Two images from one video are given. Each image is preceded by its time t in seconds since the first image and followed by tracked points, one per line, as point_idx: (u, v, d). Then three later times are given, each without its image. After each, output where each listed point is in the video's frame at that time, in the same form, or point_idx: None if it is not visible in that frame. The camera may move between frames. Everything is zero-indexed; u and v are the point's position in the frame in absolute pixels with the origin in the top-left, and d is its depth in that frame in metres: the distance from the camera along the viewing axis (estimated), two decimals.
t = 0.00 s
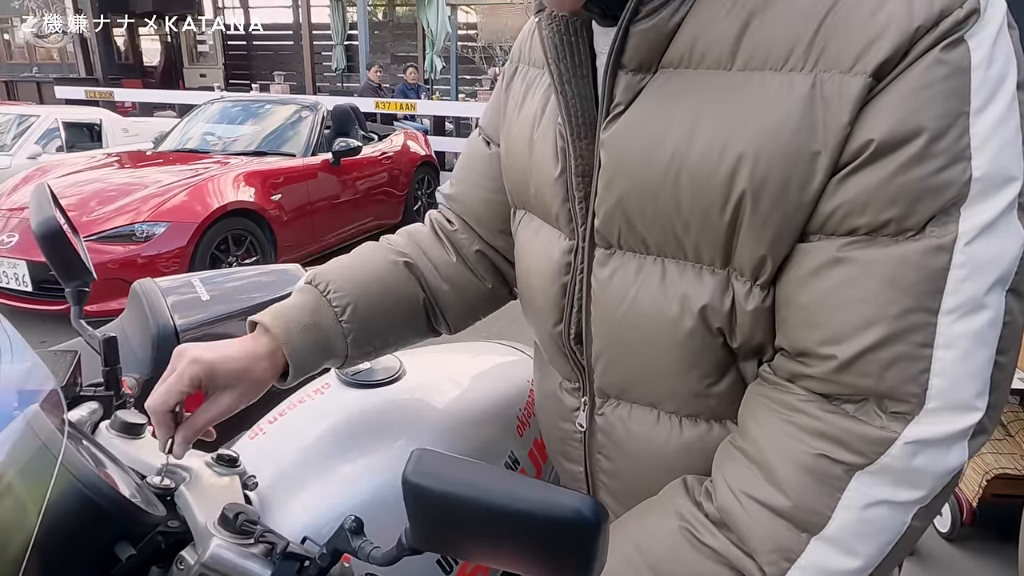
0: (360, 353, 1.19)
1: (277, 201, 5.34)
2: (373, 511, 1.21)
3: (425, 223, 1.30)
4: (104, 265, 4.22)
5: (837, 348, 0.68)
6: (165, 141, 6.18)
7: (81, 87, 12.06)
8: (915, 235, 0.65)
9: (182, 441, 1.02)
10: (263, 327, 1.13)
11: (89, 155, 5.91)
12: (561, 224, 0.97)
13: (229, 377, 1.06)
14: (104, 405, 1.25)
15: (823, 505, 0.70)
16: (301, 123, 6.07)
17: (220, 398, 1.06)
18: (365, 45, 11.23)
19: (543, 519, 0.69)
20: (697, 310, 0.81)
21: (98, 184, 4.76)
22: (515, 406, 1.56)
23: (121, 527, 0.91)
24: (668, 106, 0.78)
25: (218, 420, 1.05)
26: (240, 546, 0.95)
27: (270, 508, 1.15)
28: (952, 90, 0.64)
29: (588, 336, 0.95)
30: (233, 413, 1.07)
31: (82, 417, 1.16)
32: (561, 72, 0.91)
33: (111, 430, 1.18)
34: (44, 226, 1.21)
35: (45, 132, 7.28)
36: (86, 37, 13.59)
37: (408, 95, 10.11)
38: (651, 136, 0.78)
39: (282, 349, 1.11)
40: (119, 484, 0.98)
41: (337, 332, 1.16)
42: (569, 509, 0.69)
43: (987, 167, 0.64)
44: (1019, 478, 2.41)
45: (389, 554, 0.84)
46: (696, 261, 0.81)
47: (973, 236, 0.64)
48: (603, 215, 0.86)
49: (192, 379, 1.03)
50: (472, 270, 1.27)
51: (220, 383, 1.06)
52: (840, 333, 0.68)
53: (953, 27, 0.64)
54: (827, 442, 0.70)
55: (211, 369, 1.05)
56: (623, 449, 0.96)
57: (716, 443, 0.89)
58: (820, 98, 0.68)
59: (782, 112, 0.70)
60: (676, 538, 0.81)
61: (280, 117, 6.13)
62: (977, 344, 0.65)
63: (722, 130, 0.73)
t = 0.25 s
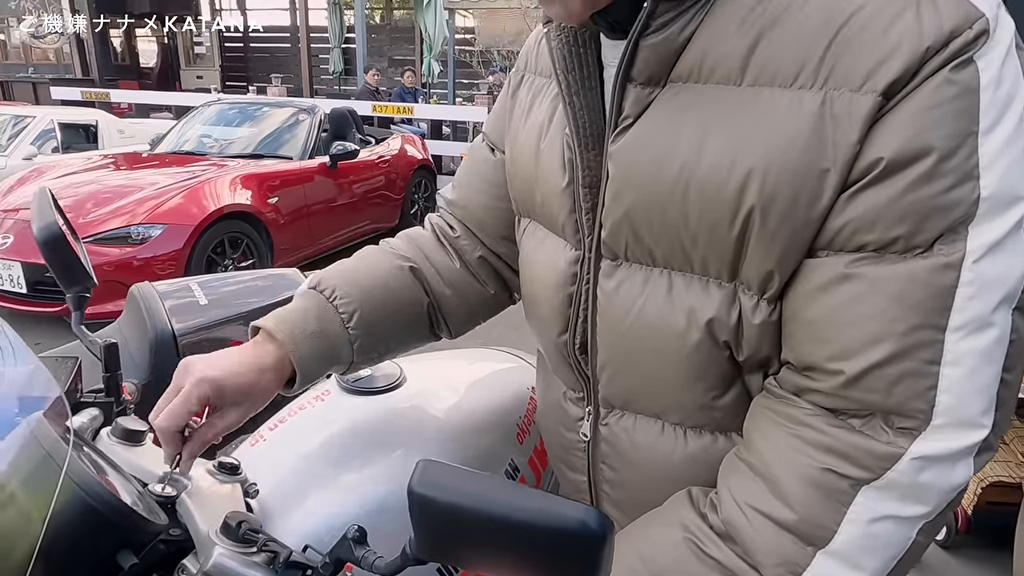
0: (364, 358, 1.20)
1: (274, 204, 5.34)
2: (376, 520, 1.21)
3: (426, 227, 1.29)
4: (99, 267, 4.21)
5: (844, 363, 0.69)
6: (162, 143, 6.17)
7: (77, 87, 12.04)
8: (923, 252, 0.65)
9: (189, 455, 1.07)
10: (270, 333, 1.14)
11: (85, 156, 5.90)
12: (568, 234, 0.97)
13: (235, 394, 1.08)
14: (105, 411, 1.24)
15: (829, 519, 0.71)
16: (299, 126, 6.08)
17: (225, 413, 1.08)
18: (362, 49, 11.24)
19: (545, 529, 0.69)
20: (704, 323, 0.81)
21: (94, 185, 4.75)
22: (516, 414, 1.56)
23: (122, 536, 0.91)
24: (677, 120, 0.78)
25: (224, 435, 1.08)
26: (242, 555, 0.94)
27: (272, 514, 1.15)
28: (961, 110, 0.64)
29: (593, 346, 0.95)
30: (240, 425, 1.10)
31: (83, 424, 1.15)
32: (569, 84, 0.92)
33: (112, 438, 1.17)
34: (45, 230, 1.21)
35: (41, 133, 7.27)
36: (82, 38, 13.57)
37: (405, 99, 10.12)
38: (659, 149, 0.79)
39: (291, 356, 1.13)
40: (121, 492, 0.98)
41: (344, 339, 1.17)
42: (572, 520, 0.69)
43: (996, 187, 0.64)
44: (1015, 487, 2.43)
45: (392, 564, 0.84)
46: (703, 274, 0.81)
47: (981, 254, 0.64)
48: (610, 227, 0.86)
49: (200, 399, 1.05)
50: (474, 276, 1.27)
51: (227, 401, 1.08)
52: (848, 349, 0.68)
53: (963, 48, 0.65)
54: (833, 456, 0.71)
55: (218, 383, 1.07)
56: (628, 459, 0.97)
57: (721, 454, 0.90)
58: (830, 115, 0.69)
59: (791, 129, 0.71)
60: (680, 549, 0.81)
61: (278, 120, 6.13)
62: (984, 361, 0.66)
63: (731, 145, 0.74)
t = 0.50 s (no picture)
0: (366, 372, 1.19)
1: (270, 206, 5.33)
2: (384, 532, 1.21)
3: (425, 233, 1.30)
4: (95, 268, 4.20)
5: (861, 385, 0.69)
6: (158, 143, 6.15)
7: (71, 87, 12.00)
8: (940, 276, 0.66)
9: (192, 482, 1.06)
10: (270, 349, 1.11)
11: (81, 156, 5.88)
12: (580, 247, 0.98)
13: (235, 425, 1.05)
14: (110, 421, 1.25)
15: (844, 539, 0.71)
16: (296, 128, 6.07)
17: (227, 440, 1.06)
18: (359, 50, 11.24)
19: (549, 546, 0.69)
20: (718, 340, 0.82)
21: (89, 186, 4.73)
22: (520, 424, 1.57)
23: (132, 550, 0.92)
24: (694, 138, 0.79)
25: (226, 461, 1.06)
26: (252, 569, 0.95)
27: (280, 526, 1.13)
28: (979, 137, 0.65)
29: (605, 360, 0.96)
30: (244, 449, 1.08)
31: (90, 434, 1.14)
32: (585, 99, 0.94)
33: (118, 448, 1.16)
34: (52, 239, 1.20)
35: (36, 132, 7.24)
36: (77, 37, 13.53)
37: (401, 101, 10.12)
38: (676, 168, 0.80)
39: (294, 373, 1.10)
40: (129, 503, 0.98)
41: (349, 354, 1.15)
42: (577, 536, 0.70)
43: (1013, 213, 0.65)
44: (1012, 495, 2.44)
45: None
46: (717, 292, 0.82)
47: (997, 279, 0.65)
48: (625, 242, 0.87)
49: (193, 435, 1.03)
50: (477, 283, 1.28)
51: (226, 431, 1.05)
52: (864, 370, 0.69)
53: (982, 75, 0.65)
54: (848, 476, 0.71)
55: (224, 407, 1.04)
56: (638, 472, 0.97)
57: (732, 469, 0.90)
58: (848, 138, 0.70)
59: (809, 151, 0.71)
60: (693, 566, 0.81)
61: (275, 122, 6.12)
62: (1000, 385, 0.66)
63: (749, 165, 0.75)
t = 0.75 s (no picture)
0: (367, 386, 1.18)
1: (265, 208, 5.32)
2: (387, 542, 1.22)
3: (427, 242, 1.29)
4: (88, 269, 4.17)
5: (874, 405, 0.69)
6: (152, 143, 6.12)
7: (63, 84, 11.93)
8: (954, 298, 0.66)
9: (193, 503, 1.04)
10: (269, 366, 1.09)
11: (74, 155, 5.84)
12: (590, 260, 0.98)
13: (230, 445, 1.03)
14: (113, 432, 1.25)
15: (855, 557, 0.71)
16: (291, 130, 6.05)
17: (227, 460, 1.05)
18: (353, 51, 11.21)
19: (552, 564, 0.69)
20: (730, 357, 0.82)
21: (82, 187, 4.71)
22: (522, 434, 1.57)
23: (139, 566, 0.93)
24: (709, 156, 0.80)
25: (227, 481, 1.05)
26: None
27: (284, 539, 1.13)
28: (994, 162, 0.65)
29: (614, 374, 0.96)
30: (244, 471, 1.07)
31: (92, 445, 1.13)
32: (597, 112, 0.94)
33: (121, 460, 1.15)
34: (54, 249, 1.21)
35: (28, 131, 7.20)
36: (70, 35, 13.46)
37: (396, 102, 10.11)
38: (690, 185, 0.80)
39: (294, 390, 1.08)
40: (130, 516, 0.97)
41: (351, 369, 1.14)
42: (580, 551, 0.70)
43: None
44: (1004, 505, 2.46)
45: None
46: (729, 308, 0.82)
47: (1011, 303, 0.65)
48: (637, 258, 0.87)
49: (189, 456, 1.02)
50: (480, 293, 1.27)
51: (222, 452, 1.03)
52: (878, 391, 0.69)
53: (997, 101, 0.66)
54: (860, 495, 0.71)
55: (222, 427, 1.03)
56: (645, 485, 0.98)
57: (740, 485, 0.91)
58: (865, 159, 0.70)
59: (824, 171, 0.72)
60: None
61: (270, 123, 6.10)
62: (1012, 407, 0.67)
63: (765, 185, 0.75)
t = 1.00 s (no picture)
0: (375, 394, 1.19)
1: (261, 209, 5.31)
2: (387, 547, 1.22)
3: (437, 253, 1.31)
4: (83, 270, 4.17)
5: (878, 411, 0.70)
6: (148, 144, 6.11)
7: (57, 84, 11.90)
8: (956, 307, 0.67)
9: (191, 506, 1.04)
10: (277, 373, 1.11)
11: (70, 155, 5.83)
12: (596, 266, 0.99)
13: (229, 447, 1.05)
14: (114, 436, 1.24)
15: (858, 562, 0.72)
16: (288, 131, 6.05)
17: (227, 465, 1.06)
18: (349, 53, 11.21)
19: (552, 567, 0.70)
20: (735, 363, 0.84)
21: (76, 187, 4.69)
22: (523, 438, 1.58)
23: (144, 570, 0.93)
24: (716, 166, 0.81)
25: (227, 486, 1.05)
26: None
27: (287, 544, 1.12)
28: (997, 173, 0.66)
29: (618, 379, 0.97)
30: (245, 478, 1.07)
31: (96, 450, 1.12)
32: (604, 120, 0.96)
33: (124, 464, 1.13)
34: (56, 251, 1.21)
35: (22, 131, 7.18)
36: (65, 34, 13.43)
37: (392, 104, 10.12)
38: (697, 194, 0.82)
39: (300, 397, 1.10)
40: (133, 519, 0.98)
41: (357, 377, 1.16)
42: (582, 558, 0.71)
43: None
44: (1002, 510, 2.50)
45: None
46: (734, 315, 0.83)
47: (1012, 312, 0.66)
48: (643, 265, 0.88)
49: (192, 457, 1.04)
50: (489, 302, 1.28)
51: (222, 455, 1.05)
52: (882, 398, 0.70)
53: (1000, 113, 0.67)
54: (863, 501, 0.72)
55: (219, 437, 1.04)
56: (649, 490, 0.99)
57: (743, 490, 0.92)
58: (870, 170, 0.71)
59: (829, 181, 0.73)
60: None
61: (266, 124, 6.10)
62: (1014, 415, 0.68)
63: (771, 195, 0.76)
